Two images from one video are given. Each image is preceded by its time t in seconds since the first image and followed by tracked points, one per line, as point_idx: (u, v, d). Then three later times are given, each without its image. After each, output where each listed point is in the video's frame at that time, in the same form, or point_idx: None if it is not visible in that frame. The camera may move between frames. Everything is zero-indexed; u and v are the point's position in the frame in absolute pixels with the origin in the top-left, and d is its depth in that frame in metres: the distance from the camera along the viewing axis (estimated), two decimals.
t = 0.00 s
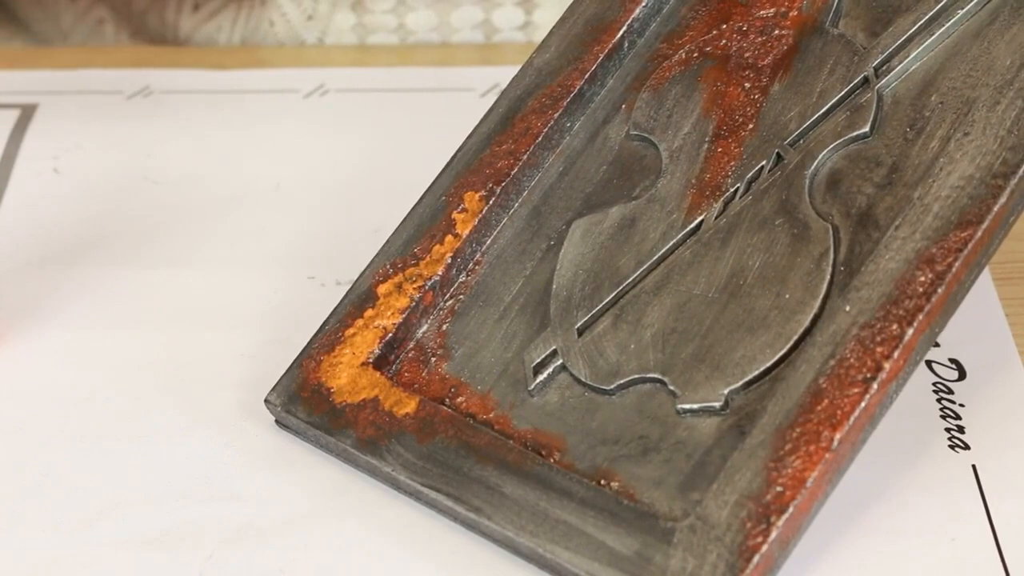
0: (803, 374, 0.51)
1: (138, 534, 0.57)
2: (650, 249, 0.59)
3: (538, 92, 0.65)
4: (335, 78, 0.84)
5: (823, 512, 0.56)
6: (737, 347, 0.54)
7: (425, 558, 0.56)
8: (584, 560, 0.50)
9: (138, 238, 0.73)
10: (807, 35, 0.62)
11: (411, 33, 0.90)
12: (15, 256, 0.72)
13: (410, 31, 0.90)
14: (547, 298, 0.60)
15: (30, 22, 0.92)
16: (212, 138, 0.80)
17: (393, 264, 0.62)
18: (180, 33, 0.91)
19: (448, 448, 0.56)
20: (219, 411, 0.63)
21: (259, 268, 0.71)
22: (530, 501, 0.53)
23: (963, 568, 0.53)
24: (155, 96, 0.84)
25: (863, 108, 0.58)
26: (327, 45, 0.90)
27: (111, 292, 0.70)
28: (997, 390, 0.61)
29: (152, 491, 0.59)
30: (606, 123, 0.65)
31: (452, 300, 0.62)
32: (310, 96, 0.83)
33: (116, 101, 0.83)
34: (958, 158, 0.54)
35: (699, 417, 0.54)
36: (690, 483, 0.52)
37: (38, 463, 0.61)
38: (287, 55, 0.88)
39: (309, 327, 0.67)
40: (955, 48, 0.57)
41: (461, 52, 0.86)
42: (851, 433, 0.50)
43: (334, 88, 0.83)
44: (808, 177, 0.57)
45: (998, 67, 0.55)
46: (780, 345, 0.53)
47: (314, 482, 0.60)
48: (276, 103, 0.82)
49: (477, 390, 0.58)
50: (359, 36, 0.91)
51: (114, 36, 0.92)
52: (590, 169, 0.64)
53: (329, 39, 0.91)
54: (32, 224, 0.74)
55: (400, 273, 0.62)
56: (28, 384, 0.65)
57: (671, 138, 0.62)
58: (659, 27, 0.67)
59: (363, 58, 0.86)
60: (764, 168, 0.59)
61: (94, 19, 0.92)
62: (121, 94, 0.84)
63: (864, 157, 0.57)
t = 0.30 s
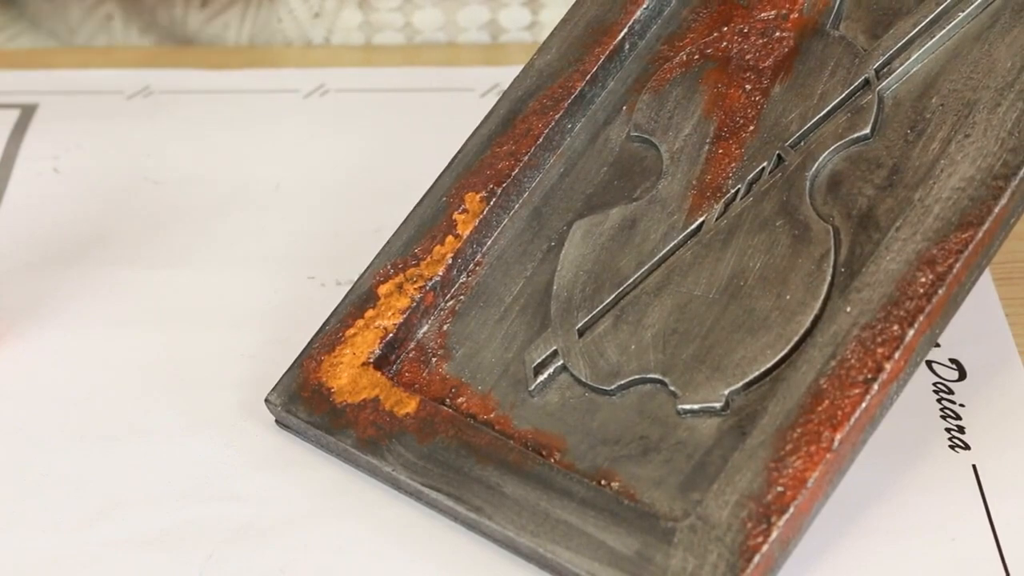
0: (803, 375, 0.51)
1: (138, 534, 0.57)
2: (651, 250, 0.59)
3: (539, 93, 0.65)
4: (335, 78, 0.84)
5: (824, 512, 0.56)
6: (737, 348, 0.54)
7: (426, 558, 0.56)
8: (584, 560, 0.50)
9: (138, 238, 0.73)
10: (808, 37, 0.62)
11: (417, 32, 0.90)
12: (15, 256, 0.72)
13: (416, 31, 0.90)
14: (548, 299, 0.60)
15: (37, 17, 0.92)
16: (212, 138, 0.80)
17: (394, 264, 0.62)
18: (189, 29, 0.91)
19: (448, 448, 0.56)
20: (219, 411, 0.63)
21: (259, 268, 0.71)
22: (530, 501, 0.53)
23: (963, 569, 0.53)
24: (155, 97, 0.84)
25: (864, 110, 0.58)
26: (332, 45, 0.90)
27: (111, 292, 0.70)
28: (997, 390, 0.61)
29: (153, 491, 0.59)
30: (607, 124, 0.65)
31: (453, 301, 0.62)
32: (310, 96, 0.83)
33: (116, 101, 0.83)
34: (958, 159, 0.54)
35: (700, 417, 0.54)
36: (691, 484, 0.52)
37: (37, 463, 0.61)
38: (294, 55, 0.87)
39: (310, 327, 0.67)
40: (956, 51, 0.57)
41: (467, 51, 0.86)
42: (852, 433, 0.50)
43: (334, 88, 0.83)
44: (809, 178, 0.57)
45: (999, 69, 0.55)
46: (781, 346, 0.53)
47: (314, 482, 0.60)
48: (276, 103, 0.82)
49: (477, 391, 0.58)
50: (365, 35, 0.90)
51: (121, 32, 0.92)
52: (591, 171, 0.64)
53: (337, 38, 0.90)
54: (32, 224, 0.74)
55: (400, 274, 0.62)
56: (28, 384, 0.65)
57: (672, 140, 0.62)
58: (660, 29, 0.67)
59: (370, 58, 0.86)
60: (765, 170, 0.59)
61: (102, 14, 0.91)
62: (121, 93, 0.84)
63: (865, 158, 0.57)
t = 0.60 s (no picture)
0: (805, 380, 0.52)
1: (138, 535, 0.57)
2: (652, 256, 0.59)
3: (542, 100, 0.65)
4: (334, 79, 0.84)
5: (824, 514, 0.56)
6: (739, 354, 0.54)
7: (425, 559, 0.56)
8: (584, 561, 0.50)
9: (137, 239, 0.73)
10: (811, 48, 0.63)
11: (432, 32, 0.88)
12: (14, 256, 0.72)
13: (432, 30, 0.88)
14: (549, 304, 0.60)
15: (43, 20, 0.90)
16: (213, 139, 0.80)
17: (395, 269, 0.62)
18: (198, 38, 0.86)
19: (449, 449, 0.56)
20: (219, 412, 0.63)
21: (258, 268, 0.71)
22: (530, 502, 0.53)
23: (963, 571, 0.53)
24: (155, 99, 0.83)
25: (866, 121, 0.59)
26: (344, 46, 0.86)
27: (110, 292, 0.70)
28: (997, 393, 0.60)
29: (152, 492, 0.59)
30: (610, 132, 0.65)
31: (453, 305, 0.62)
32: (310, 98, 0.82)
33: (115, 102, 0.83)
34: (961, 169, 0.54)
35: (700, 421, 0.54)
36: (691, 487, 0.52)
37: (37, 464, 0.61)
38: (302, 55, 0.86)
39: (309, 328, 0.67)
40: (958, 64, 0.59)
41: (481, 51, 0.85)
42: (853, 437, 0.50)
43: (334, 89, 0.83)
44: (812, 187, 0.58)
45: (1002, 81, 0.57)
46: (782, 352, 0.53)
47: (314, 482, 0.60)
48: (277, 105, 0.82)
49: (478, 394, 0.58)
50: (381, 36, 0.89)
51: (125, 36, 0.86)
52: (592, 180, 0.63)
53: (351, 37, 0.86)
54: (31, 223, 0.74)
55: (402, 278, 0.62)
56: (28, 384, 0.65)
57: (674, 147, 0.62)
58: (664, 38, 0.66)
59: (386, 61, 0.85)
60: (767, 178, 0.59)
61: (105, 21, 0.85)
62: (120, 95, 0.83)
63: (867, 168, 0.57)
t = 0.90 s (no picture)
0: (807, 383, 0.52)
1: (137, 536, 0.57)
2: (655, 260, 0.59)
3: (546, 106, 0.65)
4: (334, 80, 0.85)
5: (824, 514, 0.55)
6: (740, 357, 0.54)
7: (425, 559, 0.56)
8: (584, 561, 0.50)
9: (140, 241, 0.73)
10: (814, 56, 0.63)
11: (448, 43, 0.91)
12: (17, 258, 0.72)
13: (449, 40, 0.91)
14: (551, 306, 0.60)
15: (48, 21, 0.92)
16: (217, 144, 0.80)
17: (398, 270, 0.62)
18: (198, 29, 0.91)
19: (449, 449, 0.56)
20: (219, 411, 0.63)
21: (260, 270, 0.71)
22: (530, 503, 0.53)
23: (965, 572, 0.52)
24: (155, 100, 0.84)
25: (868, 128, 0.59)
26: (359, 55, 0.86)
27: (112, 294, 0.70)
28: (997, 392, 0.60)
29: (152, 492, 0.59)
30: (613, 138, 0.65)
31: (455, 307, 0.62)
32: (309, 98, 0.84)
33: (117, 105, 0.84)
34: (963, 175, 0.55)
35: (701, 424, 0.54)
36: (692, 489, 0.52)
37: (37, 465, 0.61)
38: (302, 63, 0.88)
39: (311, 329, 0.67)
40: (960, 72, 0.59)
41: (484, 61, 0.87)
42: (854, 440, 0.50)
43: (333, 91, 0.84)
44: (814, 193, 0.58)
45: (1004, 90, 0.57)
46: (783, 356, 0.53)
47: (314, 482, 0.60)
48: (278, 109, 0.83)
49: (478, 396, 0.58)
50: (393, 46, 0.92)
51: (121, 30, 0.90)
52: (595, 185, 0.64)
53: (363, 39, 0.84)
54: (33, 224, 0.75)
55: (404, 279, 0.62)
56: (28, 384, 0.65)
57: (677, 154, 0.62)
58: (666, 47, 0.67)
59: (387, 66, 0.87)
60: (770, 184, 0.60)
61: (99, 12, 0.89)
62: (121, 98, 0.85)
63: (869, 175, 0.58)
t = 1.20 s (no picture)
0: (807, 389, 0.52)
1: (137, 542, 0.57)
2: (655, 266, 0.59)
3: (546, 111, 0.65)
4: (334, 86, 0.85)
5: (825, 521, 0.55)
6: (741, 363, 0.54)
7: (425, 565, 0.56)
8: (585, 568, 0.50)
9: (140, 246, 0.73)
10: (814, 61, 0.63)
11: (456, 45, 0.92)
12: (15, 263, 0.72)
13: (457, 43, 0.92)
14: (551, 312, 0.60)
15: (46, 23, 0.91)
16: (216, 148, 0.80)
17: (398, 276, 0.62)
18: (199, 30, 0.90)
19: (449, 456, 0.56)
20: (219, 417, 0.63)
21: (259, 275, 0.71)
22: (531, 509, 0.53)
23: None
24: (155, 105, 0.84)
25: (869, 134, 0.59)
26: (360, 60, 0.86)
27: (111, 299, 0.70)
28: (997, 399, 0.60)
29: (152, 498, 0.59)
30: (613, 144, 0.65)
31: (455, 313, 0.62)
32: (309, 104, 0.83)
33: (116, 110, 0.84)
34: (964, 181, 0.55)
35: (701, 431, 0.54)
36: (692, 496, 0.52)
37: (36, 471, 0.61)
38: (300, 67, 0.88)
39: (310, 334, 0.67)
40: (960, 78, 0.59)
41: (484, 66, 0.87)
42: (855, 446, 0.50)
43: (332, 96, 0.84)
44: (814, 199, 0.58)
45: (1004, 96, 0.57)
46: (784, 362, 0.53)
47: (314, 488, 0.60)
48: (276, 114, 0.83)
49: (479, 402, 0.58)
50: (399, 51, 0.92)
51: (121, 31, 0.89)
52: (595, 190, 0.64)
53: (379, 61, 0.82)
54: (32, 230, 0.74)
55: (404, 285, 0.62)
56: (27, 390, 0.64)
57: (677, 159, 0.62)
58: (666, 52, 0.67)
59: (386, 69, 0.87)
60: (771, 190, 0.60)
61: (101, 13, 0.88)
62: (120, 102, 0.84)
63: (869, 181, 0.58)
